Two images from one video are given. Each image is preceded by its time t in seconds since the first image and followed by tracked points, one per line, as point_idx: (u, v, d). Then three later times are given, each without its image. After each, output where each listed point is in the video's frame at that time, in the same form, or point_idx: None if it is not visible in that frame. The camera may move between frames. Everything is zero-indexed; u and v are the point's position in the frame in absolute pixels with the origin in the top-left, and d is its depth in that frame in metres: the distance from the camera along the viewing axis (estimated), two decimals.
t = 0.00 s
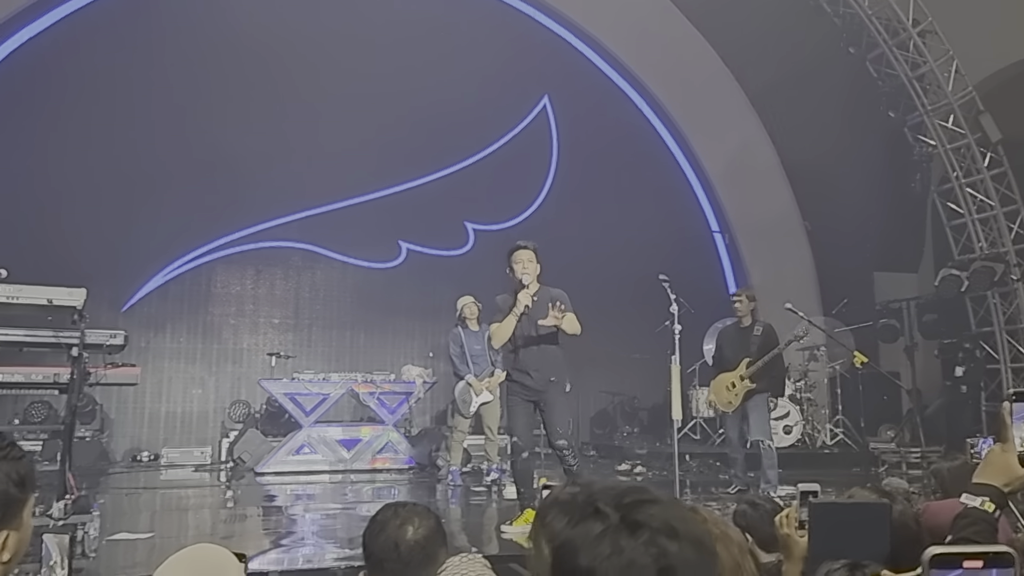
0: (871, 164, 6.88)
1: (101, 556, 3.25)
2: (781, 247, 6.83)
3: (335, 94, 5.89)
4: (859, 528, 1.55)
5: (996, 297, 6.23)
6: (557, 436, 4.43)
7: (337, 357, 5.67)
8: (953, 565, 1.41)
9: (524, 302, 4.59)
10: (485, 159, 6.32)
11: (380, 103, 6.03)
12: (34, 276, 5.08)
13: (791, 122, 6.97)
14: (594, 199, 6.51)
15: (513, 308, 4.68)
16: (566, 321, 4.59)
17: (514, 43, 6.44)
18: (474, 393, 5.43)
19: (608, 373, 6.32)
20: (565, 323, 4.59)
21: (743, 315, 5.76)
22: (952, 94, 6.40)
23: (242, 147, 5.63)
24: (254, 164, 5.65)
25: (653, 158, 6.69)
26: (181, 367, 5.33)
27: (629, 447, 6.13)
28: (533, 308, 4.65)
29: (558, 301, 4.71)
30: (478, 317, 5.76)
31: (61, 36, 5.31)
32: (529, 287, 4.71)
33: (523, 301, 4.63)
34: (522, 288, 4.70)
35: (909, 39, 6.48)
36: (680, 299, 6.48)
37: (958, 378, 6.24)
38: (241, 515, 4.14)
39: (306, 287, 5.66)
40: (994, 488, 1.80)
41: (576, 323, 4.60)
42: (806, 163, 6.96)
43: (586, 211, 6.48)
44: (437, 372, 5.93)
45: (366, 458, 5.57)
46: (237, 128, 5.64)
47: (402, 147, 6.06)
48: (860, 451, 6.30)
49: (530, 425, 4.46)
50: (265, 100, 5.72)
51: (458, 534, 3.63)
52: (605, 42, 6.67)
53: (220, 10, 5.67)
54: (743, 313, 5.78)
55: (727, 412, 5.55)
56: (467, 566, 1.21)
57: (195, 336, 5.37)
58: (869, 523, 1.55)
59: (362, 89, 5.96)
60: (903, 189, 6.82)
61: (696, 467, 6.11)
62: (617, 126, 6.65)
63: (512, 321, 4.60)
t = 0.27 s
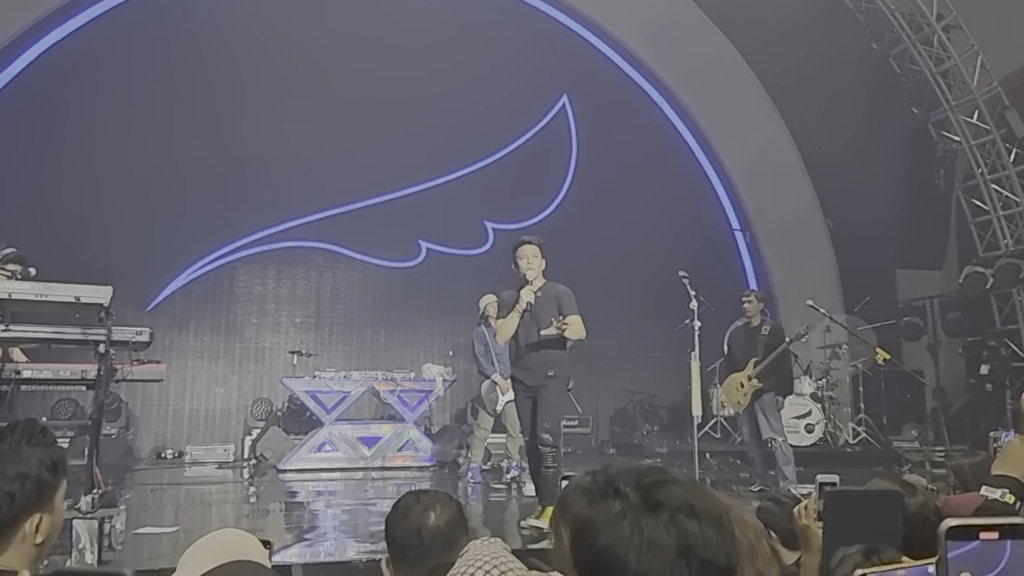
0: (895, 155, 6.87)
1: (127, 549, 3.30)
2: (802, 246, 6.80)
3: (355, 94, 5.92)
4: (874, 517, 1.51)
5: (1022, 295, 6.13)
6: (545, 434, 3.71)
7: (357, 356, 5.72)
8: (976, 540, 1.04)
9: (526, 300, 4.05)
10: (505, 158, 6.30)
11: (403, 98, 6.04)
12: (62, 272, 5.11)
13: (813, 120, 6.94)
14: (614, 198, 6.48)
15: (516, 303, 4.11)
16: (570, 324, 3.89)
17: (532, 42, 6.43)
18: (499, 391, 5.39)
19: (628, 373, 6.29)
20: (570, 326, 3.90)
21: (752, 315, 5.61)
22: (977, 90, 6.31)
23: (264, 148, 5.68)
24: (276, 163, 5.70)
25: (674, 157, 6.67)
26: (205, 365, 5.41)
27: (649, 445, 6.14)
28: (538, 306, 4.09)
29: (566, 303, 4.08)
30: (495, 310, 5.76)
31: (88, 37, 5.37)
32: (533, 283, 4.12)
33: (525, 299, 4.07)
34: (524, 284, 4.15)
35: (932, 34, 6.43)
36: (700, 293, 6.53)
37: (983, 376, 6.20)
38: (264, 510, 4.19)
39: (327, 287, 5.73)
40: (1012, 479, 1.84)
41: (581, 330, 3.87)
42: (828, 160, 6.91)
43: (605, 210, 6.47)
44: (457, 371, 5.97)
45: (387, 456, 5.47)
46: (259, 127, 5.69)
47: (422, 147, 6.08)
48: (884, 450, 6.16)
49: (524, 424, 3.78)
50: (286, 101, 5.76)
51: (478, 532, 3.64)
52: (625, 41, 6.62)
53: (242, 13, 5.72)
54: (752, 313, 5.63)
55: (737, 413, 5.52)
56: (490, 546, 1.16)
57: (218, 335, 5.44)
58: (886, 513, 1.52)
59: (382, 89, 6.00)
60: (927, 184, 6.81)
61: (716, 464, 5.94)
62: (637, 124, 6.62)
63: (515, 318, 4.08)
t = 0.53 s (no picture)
0: (911, 155, 6.86)
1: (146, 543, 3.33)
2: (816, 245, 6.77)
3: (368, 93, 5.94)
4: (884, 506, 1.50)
5: None
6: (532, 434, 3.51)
7: (371, 356, 5.75)
8: (994, 512, 1.05)
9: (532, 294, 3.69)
10: (518, 158, 6.30)
11: (415, 97, 6.05)
12: (80, 271, 5.16)
13: (826, 119, 6.92)
14: (626, 197, 6.48)
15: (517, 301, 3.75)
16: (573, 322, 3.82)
17: (542, 41, 6.43)
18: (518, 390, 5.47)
19: (641, 371, 6.30)
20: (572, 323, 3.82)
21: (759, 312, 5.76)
22: (992, 86, 6.37)
23: (278, 148, 5.70)
24: (290, 162, 5.71)
25: (687, 156, 6.64)
26: (220, 364, 5.45)
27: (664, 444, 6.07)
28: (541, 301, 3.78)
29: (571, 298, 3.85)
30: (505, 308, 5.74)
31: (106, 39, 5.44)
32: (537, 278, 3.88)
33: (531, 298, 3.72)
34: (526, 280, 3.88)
35: (946, 31, 6.46)
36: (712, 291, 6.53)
37: (1000, 375, 6.24)
38: (279, 507, 4.21)
39: (341, 287, 5.74)
40: None
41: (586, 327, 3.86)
42: (841, 159, 6.90)
43: (618, 209, 6.45)
44: (471, 369, 5.98)
45: (401, 454, 5.48)
46: (274, 127, 5.72)
47: (435, 147, 6.08)
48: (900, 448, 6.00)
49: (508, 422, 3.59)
50: (300, 102, 5.80)
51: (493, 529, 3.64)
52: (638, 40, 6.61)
53: (256, 15, 5.77)
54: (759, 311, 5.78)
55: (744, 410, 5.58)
56: (512, 530, 1.26)
57: (233, 334, 5.49)
58: (896, 502, 1.51)
59: (395, 89, 6.01)
60: (943, 182, 6.82)
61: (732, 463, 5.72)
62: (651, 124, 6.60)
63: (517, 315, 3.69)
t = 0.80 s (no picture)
0: (921, 157, 6.83)
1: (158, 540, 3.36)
2: (825, 244, 6.76)
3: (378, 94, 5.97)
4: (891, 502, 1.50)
5: None
6: (526, 433, 3.72)
7: (379, 355, 5.73)
8: (1007, 501, 1.09)
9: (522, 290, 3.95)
10: (527, 158, 6.31)
11: (425, 97, 6.06)
12: (92, 271, 5.19)
13: (835, 119, 6.91)
14: (635, 197, 6.46)
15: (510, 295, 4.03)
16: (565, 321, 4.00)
17: (551, 42, 6.43)
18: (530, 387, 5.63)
19: (651, 372, 6.27)
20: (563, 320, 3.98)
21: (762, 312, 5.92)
22: (1002, 84, 6.52)
23: (287, 148, 5.73)
24: (300, 163, 5.74)
25: (697, 156, 6.62)
26: (230, 364, 5.45)
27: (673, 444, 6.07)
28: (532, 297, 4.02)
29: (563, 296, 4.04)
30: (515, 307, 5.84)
31: (118, 40, 5.49)
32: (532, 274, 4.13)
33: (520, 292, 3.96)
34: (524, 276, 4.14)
35: (957, 29, 6.55)
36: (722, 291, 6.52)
37: (1010, 374, 6.30)
38: (289, 505, 4.24)
39: (349, 287, 5.74)
40: None
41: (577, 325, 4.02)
42: (851, 159, 6.88)
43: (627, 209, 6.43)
44: (480, 369, 5.96)
45: (410, 454, 5.63)
46: (284, 128, 5.74)
47: (444, 147, 6.09)
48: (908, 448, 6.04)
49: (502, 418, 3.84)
50: (309, 102, 5.82)
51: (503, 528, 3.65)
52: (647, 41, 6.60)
53: (267, 17, 5.81)
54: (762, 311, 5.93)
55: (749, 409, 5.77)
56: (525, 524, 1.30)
57: (243, 334, 5.50)
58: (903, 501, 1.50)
59: (404, 89, 6.01)
60: (953, 181, 6.82)
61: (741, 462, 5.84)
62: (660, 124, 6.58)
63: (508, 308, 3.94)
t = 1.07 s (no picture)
0: (926, 156, 6.84)
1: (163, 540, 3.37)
2: (829, 244, 6.74)
3: (381, 94, 5.97)
4: (888, 502, 1.50)
5: None
6: (524, 435, 3.75)
7: (383, 355, 5.75)
8: (999, 502, 1.17)
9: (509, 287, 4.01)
10: (529, 158, 6.31)
11: (429, 98, 6.07)
12: (97, 271, 5.23)
13: (839, 118, 6.89)
14: (638, 197, 6.45)
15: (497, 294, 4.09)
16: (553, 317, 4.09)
17: (554, 43, 6.44)
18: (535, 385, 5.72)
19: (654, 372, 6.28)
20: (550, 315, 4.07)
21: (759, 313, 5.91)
22: (1006, 83, 6.63)
23: (290, 147, 5.74)
24: (303, 163, 5.74)
25: (700, 156, 6.62)
26: (234, 364, 5.48)
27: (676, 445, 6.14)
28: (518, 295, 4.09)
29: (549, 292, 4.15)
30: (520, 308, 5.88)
31: (123, 40, 5.51)
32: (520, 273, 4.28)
33: (506, 290, 4.02)
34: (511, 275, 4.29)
35: (960, 28, 6.65)
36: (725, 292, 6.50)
37: (1014, 375, 6.37)
38: (294, 505, 4.26)
39: (353, 287, 5.76)
40: None
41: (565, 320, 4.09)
42: (855, 158, 6.86)
43: (630, 209, 6.42)
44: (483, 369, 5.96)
45: (414, 453, 5.67)
46: (288, 128, 5.74)
47: (448, 147, 6.10)
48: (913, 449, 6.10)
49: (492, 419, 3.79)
50: (312, 103, 5.83)
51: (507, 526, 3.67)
52: (650, 41, 6.61)
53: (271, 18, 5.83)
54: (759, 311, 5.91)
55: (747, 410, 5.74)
56: (530, 523, 1.34)
57: (247, 334, 5.52)
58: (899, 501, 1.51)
59: (407, 90, 6.02)
60: (957, 180, 6.84)
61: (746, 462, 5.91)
62: (664, 123, 6.57)
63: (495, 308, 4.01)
